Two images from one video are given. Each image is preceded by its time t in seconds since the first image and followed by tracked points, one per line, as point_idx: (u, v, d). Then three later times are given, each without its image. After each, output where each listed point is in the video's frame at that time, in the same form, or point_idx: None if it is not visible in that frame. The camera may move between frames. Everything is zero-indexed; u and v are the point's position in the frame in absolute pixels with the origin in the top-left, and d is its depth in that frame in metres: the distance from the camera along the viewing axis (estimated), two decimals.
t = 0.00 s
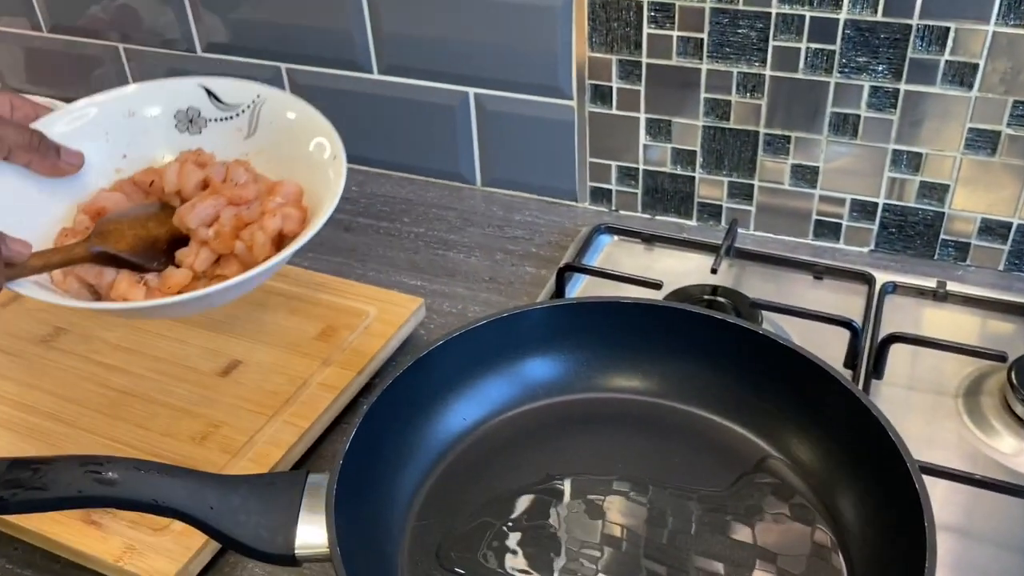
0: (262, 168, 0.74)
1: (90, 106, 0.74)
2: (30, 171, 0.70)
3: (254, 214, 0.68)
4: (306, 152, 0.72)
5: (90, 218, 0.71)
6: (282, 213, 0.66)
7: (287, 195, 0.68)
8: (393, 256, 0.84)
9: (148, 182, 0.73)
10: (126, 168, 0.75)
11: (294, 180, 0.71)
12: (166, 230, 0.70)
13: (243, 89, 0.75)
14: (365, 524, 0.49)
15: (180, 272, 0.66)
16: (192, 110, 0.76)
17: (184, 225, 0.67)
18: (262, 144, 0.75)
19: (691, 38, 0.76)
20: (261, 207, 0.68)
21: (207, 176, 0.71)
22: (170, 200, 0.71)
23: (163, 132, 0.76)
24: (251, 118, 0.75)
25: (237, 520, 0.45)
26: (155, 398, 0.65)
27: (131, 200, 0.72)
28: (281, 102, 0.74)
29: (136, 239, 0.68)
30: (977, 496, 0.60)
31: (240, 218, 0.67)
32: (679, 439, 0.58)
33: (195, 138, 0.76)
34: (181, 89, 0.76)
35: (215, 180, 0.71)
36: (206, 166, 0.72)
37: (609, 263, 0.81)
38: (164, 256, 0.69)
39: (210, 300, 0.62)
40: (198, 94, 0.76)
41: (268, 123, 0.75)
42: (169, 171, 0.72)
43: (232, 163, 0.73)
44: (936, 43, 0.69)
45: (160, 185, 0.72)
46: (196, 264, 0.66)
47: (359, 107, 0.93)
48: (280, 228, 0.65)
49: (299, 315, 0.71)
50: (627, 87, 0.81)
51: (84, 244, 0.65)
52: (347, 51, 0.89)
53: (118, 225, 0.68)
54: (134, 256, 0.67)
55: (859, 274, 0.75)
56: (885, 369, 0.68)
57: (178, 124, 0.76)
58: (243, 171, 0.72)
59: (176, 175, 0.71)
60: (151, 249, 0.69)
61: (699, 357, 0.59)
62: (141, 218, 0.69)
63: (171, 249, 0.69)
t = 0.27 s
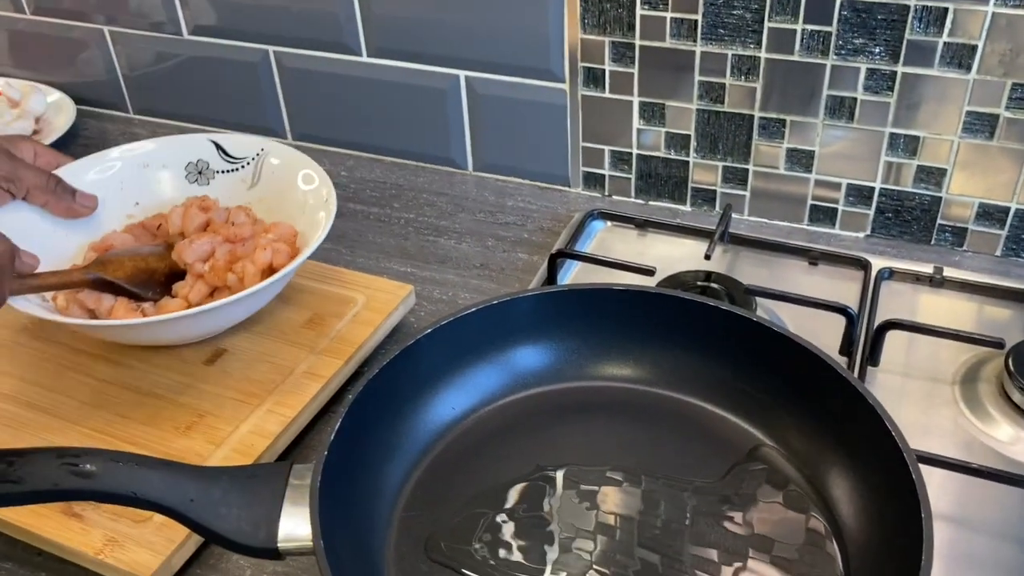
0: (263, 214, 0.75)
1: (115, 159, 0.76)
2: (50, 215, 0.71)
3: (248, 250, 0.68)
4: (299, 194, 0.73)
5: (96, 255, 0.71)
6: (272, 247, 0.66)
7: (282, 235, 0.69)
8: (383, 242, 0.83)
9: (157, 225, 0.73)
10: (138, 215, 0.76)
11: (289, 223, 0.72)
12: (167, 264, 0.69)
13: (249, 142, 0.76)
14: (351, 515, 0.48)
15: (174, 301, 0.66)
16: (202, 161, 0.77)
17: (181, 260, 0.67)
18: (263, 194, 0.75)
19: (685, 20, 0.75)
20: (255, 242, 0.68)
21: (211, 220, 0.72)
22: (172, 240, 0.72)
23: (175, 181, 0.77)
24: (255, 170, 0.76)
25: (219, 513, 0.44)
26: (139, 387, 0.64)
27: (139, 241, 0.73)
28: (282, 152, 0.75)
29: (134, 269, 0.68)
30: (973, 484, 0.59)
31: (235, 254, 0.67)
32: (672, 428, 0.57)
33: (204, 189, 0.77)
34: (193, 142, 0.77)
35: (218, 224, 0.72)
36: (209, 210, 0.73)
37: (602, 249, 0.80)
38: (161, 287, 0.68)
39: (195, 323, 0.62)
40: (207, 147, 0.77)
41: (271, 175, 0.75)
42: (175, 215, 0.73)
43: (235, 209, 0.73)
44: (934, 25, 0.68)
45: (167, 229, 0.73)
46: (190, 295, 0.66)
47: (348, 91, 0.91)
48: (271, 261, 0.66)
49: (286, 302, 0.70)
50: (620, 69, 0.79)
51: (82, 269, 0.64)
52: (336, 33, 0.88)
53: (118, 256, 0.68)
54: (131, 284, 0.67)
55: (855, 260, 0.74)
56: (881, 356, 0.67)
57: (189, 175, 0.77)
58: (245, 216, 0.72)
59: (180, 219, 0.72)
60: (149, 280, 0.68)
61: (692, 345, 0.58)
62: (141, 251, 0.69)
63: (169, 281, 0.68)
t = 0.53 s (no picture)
0: (238, 206, 0.71)
1: (85, 154, 0.73)
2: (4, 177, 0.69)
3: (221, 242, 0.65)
4: (274, 183, 0.70)
5: (66, 249, 0.68)
6: (243, 239, 0.64)
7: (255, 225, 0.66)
8: (363, 217, 0.81)
9: (131, 218, 0.70)
10: (114, 209, 0.73)
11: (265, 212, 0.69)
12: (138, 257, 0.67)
13: (224, 131, 0.73)
14: (322, 493, 0.47)
15: (144, 296, 0.63)
16: (176, 152, 0.74)
17: (153, 254, 0.65)
18: (239, 184, 0.72)
19: None
20: (227, 234, 0.65)
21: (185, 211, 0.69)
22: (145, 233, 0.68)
23: (149, 174, 0.74)
24: (231, 160, 0.73)
25: (185, 493, 0.43)
26: (109, 364, 0.62)
27: (113, 234, 0.69)
28: (258, 142, 0.72)
29: (104, 263, 0.65)
30: (957, 460, 0.58)
31: (207, 247, 0.64)
32: (652, 404, 0.56)
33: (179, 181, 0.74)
34: (166, 133, 0.74)
35: (192, 216, 0.68)
36: (183, 203, 0.69)
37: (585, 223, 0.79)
38: (133, 281, 0.65)
39: (162, 317, 0.60)
40: (183, 138, 0.74)
41: (247, 165, 0.72)
42: (147, 208, 0.69)
43: (210, 200, 0.69)
44: None
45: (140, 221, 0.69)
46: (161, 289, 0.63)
47: (327, 62, 0.89)
48: (242, 253, 0.63)
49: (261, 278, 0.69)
50: (604, 40, 0.78)
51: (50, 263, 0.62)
52: (314, 3, 0.86)
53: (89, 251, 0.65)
54: (101, 279, 0.64)
55: (842, 234, 0.73)
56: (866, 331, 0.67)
57: (163, 167, 0.74)
58: (220, 208, 0.69)
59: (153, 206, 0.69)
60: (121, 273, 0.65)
61: (672, 320, 0.57)
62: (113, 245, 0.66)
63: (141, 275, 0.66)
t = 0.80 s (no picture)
0: (209, 167, 0.70)
1: (51, 114, 0.70)
2: None
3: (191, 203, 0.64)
4: (244, 143, 0.69)
5: (32, 211, 0.67)
6: (213, 199, 0.63)
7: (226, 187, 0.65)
8: (339, 180, 0.80)
9: (100, 179, 0.69)
10: (82, 170, 0.71)
11: (235, 173, 0.68)
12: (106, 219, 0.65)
13: (194, 91, 0.71)
14: (287, 457, 0.46)
15: (112, 258, 0.62)
16: (146, 113, 0.72)
17: (121, 216, 0.64)
18: (210, 145, 0.71)
19: None
20: (197, 195, 0.64)
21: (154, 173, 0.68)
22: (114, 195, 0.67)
23: (117, 135, 0.72)
24: (201, 121, 0.71)
25: (148, 455, 0.42)
26: (77, 328, 0.61)
27: (81, 196, 0.68)
28: (227, 101, 0.70)
29: (71, 226, 0.63)
30: (936, 424, 0.58)
31: (176, 208, 0.64)
32: (628, 368, 0.55)
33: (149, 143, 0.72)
34: (135, 93, 0.72)
35: (161, 177, 0.67)
36: (153, 163, 0.68)
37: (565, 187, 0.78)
38: (102, 243, 0.63)
39: (131, 279, 0.59)
40: (154, 99, 0.72)
41: (217, 126, 0.71)
42: (116, 169, 0.68)
43: (180, 161, 0.69)
44: None
45: (108, 183, 0.68)
46: (130, 251, 0.62)
47: (302, 23, 0.88)
48: (211, 214, 0.62)
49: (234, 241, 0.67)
50: None
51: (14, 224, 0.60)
52: None
53: (56, 214, 0.64)
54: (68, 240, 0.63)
55: (824, 197, 0.72)
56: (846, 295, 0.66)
57: (133, 128, 0.72)
58: (190, 169, 0.68)
59: (121, 169, 0.68)
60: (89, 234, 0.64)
61: (648, 281, 0.56)
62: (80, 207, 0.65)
63: (109, 237, 0.64)
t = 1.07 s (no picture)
0: (183, 121, 0.69)
1: (20, 68, 0.69)
2: None
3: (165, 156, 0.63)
4: (219, 97, 0.67)
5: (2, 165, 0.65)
6: (187, 151, 0.61)
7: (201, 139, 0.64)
8: (319, 137, 0.78)
9: (72, 133, 0.67)
10: (53, 124, 0.69)
11: (210, 127, 0.67)
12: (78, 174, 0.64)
13: (168, 44, 0.70)
14: (259, 409, 0.45)
15: (85, 212, 0.60)
16: (119, 66, 0.71)
17: (94, 170, 0.62)
18: (185, 99, 0.70)
19: None
20: (171, 147, 0.63)
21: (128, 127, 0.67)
22: (87, 149, 0.66)
23: (89, 89, 0.70)
24: (176, 74, 0.70)
25: (118, 405, 0.42)
26: (51, 283, 0.60)
27: (52, 149, 0.66)
28: (201, 53, 0.69)
29: (42, 177, 0.62)
30: (919, 379, 0.57)
31: (150, 160, 0.63)
32: (608, 322, 0.54)
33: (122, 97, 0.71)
34: (108, 44, 0.70)
35: (135, 131, 0.66)
36: (127, 118, 0.67)
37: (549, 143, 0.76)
38: (74, 196, 0.62)
39: (103, 232, 0.57)
40: (127, 52, 0.70)
41: (192, 80, 0.69)
42: (88, 122, 0.67)
43: (154, 115, 0.67)
44: None
45: (80, 137, 0.67)
46: (103, 205, 0.60)
47: None
48: (185, 166, 0.61)
49: (211, 196, 0.66)
50: None
51: None
52: None
53: (27, 168, 0.63)
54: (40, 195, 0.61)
55: (810, 153, 0.71)
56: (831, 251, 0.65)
57: (105, 81, 0.71)
58: (164, 122, 0.67)
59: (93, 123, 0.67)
60: (61, 188, 0.62)
61: (628, 234, 0.56)
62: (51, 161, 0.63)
63: (81, 190, 0.63)
